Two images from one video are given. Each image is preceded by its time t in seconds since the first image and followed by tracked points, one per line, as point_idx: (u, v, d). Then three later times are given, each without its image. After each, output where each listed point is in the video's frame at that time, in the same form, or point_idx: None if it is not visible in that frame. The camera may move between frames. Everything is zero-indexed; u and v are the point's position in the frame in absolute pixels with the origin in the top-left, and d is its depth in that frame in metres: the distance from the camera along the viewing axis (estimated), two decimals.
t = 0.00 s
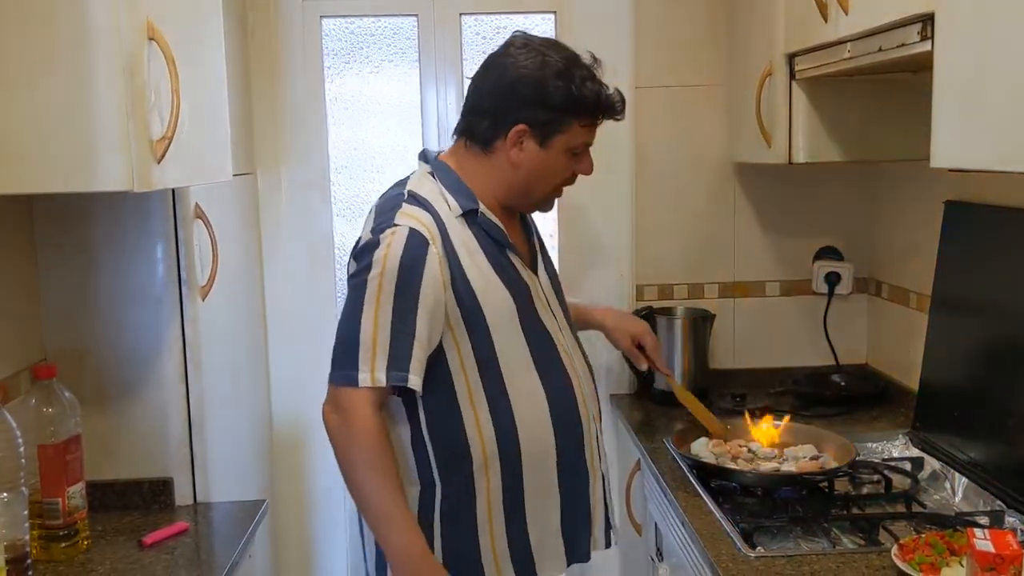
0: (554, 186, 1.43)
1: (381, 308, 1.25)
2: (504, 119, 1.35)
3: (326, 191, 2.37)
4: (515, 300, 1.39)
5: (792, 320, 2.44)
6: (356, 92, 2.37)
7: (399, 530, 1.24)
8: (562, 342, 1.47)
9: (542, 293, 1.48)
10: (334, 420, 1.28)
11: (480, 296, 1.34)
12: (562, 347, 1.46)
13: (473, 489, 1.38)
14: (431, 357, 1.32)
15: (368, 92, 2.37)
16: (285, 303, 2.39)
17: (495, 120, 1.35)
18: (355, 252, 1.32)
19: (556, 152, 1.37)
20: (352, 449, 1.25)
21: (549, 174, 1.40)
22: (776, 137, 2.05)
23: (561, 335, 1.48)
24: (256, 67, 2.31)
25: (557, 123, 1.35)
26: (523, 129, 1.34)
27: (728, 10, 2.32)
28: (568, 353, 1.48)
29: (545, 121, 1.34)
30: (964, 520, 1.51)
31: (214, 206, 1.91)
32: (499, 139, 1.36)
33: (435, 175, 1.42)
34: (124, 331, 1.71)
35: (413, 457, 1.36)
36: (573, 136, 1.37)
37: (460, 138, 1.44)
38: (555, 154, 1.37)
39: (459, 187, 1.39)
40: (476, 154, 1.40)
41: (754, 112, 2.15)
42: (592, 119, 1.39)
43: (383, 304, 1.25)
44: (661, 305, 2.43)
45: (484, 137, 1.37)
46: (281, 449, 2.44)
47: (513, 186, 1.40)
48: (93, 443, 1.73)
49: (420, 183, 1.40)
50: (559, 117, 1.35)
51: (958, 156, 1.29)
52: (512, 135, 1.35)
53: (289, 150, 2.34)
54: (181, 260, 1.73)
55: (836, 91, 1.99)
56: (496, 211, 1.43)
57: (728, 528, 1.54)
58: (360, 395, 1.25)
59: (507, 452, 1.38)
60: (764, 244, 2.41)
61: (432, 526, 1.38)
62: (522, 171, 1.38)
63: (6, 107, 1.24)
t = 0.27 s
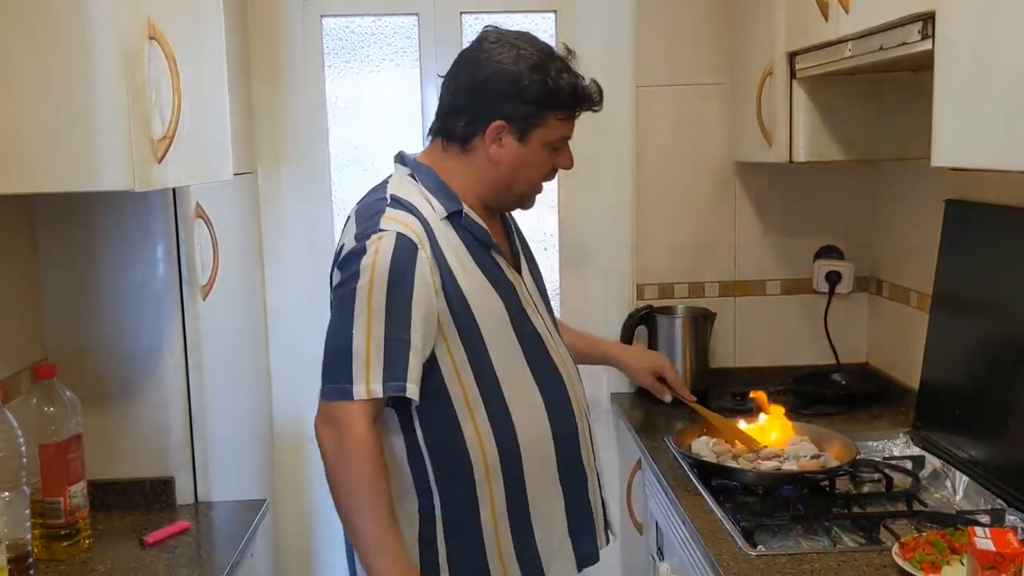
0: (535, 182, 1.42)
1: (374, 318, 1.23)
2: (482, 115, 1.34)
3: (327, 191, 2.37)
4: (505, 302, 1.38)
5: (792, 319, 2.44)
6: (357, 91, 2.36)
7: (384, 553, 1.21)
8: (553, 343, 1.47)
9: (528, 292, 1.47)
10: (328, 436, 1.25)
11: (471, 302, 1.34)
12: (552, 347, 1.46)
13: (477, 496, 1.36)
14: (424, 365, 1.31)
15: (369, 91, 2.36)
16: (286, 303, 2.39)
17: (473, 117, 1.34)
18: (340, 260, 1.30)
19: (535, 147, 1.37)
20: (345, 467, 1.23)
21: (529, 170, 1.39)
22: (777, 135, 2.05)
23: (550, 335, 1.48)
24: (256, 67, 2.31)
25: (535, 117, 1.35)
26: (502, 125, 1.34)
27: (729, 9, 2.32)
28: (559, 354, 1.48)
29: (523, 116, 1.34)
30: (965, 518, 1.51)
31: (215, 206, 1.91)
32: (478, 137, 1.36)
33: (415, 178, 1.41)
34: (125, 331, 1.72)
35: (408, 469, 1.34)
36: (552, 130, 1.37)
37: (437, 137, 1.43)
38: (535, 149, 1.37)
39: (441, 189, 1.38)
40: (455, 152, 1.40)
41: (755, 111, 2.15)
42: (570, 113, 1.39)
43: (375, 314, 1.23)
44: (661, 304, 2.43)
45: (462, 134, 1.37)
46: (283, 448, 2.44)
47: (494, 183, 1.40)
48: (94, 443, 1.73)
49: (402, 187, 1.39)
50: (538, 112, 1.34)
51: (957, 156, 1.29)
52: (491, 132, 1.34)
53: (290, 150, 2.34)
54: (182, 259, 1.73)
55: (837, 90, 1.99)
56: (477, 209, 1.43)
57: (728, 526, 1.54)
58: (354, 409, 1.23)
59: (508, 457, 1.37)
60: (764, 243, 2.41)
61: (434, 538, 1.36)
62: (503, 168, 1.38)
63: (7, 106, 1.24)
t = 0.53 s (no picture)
0: (516, 182, 1.39)
1: (353, 325, 1.19)
2: (461, 115, 1.30)
3: (327, 191, 2.37)
4: (491, 303, 1.35)
5: (795, 318, 2.44)
6: (357, 91, 2.36)
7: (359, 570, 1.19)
8: (541, 344, 1.44)
9: (513, 293, 1.44)
10: (309, 447, 1.22)
11: (455, 303, 1.30)
12: (540, 347, 1.43)
13: (468, 506, 1.33)
14: (408, 371, 1.27)
15: (368, 91, 2.36)
16: (287, 303, 2.39)
17: (451, 118, 1.31)
18: (317, 266, 1.25)
19: (516, 146, 1.34)
20: (322, 475, 1.20)
21: (511, 169, 1.36)
22: (777, 135, 2.05)
23: (538, 335, 1.45)
24: (257, 66, 2.31)
25: (515, 115, 1.31)
26: (481, 124, 1.31)
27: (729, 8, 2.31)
28: (548, 354, 1.45)
29: (503, 114, 1.31)
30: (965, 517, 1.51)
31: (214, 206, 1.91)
32: (457, 137, 1.32)
33: (394, 180, 1.37)
34: (124, 331, 1.71)
35: (395, 480, 1.31)
36: (533, 128, 1.34)
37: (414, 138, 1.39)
38: (515, 148, 1.34)
39: (421, 191, 1.34)
40: (434, 154, 1.36)
41: (755, 110, 2.15)
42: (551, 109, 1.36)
43: (354, 320, 1.19)
44: (662, 303, 2.42)
45: (440, 135, 1.33)
46: (282, 448, 2.44)
47: (475, 183, 1.37)
48: (94, 442, 1.73)
49: (379, 189, 1.34)
50: (517, 109, 1.31)
51: (958, 155, 1.29)
52: (471, 131, 1.31)
53: (290, 150, 2.34)
54: (182, 259, 1.73)
55: (838, 89, 1.99)
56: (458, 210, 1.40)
57: (727, 526, 1.54)
58: (332, 419, 1.20)
59: (502, 463, 1.34)
60: (765, 243, 2.41)
61: (425, 549, 1.33)
62: (484, 168, 1.35)
63: (7, 106, 1.24)
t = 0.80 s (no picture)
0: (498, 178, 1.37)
1: (333, 326, 1.17)
2: (441, 110, 1.29)
3: (325, 190, 2.37)
4: (476, 300, 1.33)
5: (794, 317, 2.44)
6: (355, 90, 2.36)
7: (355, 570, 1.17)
8: (529, 339, 1.42)
9: (501, 291, 1.42)
10: (295, 454, 1.21)
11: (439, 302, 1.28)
12: (527, 341, 1.40)
13: (466, 506, 1.32)
14: (392, 371, 1.25)
15: (367, 90, 2.36)
16: (285, 302, 2.39)
17: (431, 113, 1.29)
18: (295, 270, 1.23)
19: (498, 140, 1.32)
20: (310, 479, 1.18)
21: (494, 164, 1.34)
22: (776, 134, 2.04)
23: (526, 330, 1.43)
24: (255, 65, 2.31)
25: (496, 108, 1.30)
26: (462, 119, 1.29)
27: (727, 8, 2.31)
28: (537, 352, 1.43)
29: (483, 107, 1.29)
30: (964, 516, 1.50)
31: (212, 205, 1.91)
32: (438, 133, 1.30)
33: (375, 180, 1.34)
34: (123, 330, 1.71)
35: (389, 484, 1.29)
36: (514, 121, 1.32)
37: (394, 138, 1.37)
38: (497, 142, 1.32)
39: (401, 190, 1.32)
40: (414, 152, 1.34)
41: (754, 109, 2.15)
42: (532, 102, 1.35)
43: (335, 322, 1.17)
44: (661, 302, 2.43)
45: (420, 132, 1.31)
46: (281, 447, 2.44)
47: (457, 180, 1.34)
48: (93, 442, 1.73)
49: (359, 189, 1.32)
50: (498, 102, 1.30)
51: (957, 152, 1.29)
52: (451, 126, 1.29)
53: (289, 149, 2.34)
54: (180, 258, 1.72)
55: (837, 87, 1.99)
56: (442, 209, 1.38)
57: (727, 524, 1.54)
58: (318, 422, 1.18)
59: (497, 463, 1.33)
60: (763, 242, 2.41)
61: (421, 553, 1.31)
62: (466, 164, 1.33)
63: (5, 105, 1.24)
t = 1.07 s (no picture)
0: (496, 178, 1.37)
1: (333, 331, 1.16)
2: (439, 110, 1.29)
3: (325, 190, 2.37)
4: (475, 304, 1.32)
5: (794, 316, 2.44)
6: (355, 90, 2.36)
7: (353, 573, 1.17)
8: (527, 345, 1.42)
9: (499, 295, 1.41)
10: (292, 459, 1.19)
11: (438, 304, 1.27)
12: (525, 346, 1.40)
13: (465, 506, 1.32)
14: (392, 376, 1.25)
15: (367, 90, 2.36)
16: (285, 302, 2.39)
17: (428, 114, 1.29)
18: (292, 276, 1.22)
19: (496, 139, 1.32)
20: (309, 485, 1.17)
21: (492, 164, 1.34)
22: (776, 133, 2.04)
23: (524, 335, 1.42)
24: (256, 65, 2.31)
25: (494, 107, 1.30)
26: (460, 119, 1.29)
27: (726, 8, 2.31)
28: (536, 355, 1.42)
29: (481, 106, 1.29)
30: (964, 515, 1.50)
31: (212, 205, 1.91)
32: (436, 133, 1.30)
33: (371, 182, 1.34)
34: (123, 329, 1.71)
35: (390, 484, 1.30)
36: (512, 120, 1.33)
37: (389, 140, 1.37)
38: (495, 141, 1.32)
39: (398, 193, 1.31)
40: (411, 154, 1.34)
41: (753, 109, 2.15)
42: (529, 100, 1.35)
43: (335, 327, 1.16)
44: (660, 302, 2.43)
45: (418, 133, 1.31)
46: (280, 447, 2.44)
47: (455, 181, 1.34)
48: (92, 442, 1.73)
49: (356, 192, 1.31)
50: (496, 101, 1.30)
51: (956, 151, 1.29)
52: (449, 125, 1.29)
53: (289, 149, 2.34)
54: (180, 258, 1.72)
55: (836, 87, 1.99)
56: (439, 211, 1.37)
57: (726, 524, 1.54)
58: (319, 427, 1.17)
59: (495, 463, 1.34)
60: (763, 242, 2.41)
61: (420, 555, 1.31)
62: (464, 165, 1.33)
63: (5, 105, 1.24)
